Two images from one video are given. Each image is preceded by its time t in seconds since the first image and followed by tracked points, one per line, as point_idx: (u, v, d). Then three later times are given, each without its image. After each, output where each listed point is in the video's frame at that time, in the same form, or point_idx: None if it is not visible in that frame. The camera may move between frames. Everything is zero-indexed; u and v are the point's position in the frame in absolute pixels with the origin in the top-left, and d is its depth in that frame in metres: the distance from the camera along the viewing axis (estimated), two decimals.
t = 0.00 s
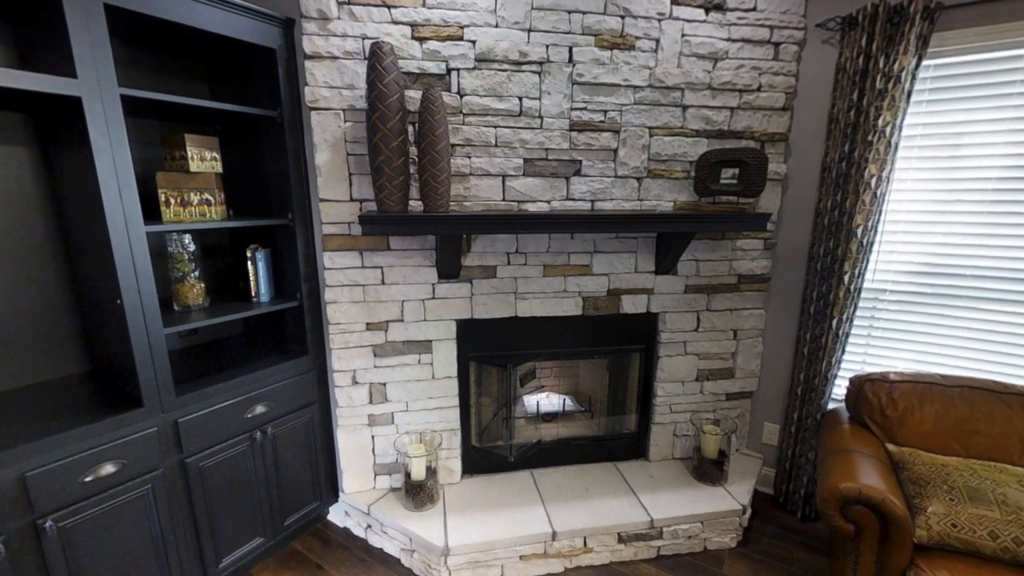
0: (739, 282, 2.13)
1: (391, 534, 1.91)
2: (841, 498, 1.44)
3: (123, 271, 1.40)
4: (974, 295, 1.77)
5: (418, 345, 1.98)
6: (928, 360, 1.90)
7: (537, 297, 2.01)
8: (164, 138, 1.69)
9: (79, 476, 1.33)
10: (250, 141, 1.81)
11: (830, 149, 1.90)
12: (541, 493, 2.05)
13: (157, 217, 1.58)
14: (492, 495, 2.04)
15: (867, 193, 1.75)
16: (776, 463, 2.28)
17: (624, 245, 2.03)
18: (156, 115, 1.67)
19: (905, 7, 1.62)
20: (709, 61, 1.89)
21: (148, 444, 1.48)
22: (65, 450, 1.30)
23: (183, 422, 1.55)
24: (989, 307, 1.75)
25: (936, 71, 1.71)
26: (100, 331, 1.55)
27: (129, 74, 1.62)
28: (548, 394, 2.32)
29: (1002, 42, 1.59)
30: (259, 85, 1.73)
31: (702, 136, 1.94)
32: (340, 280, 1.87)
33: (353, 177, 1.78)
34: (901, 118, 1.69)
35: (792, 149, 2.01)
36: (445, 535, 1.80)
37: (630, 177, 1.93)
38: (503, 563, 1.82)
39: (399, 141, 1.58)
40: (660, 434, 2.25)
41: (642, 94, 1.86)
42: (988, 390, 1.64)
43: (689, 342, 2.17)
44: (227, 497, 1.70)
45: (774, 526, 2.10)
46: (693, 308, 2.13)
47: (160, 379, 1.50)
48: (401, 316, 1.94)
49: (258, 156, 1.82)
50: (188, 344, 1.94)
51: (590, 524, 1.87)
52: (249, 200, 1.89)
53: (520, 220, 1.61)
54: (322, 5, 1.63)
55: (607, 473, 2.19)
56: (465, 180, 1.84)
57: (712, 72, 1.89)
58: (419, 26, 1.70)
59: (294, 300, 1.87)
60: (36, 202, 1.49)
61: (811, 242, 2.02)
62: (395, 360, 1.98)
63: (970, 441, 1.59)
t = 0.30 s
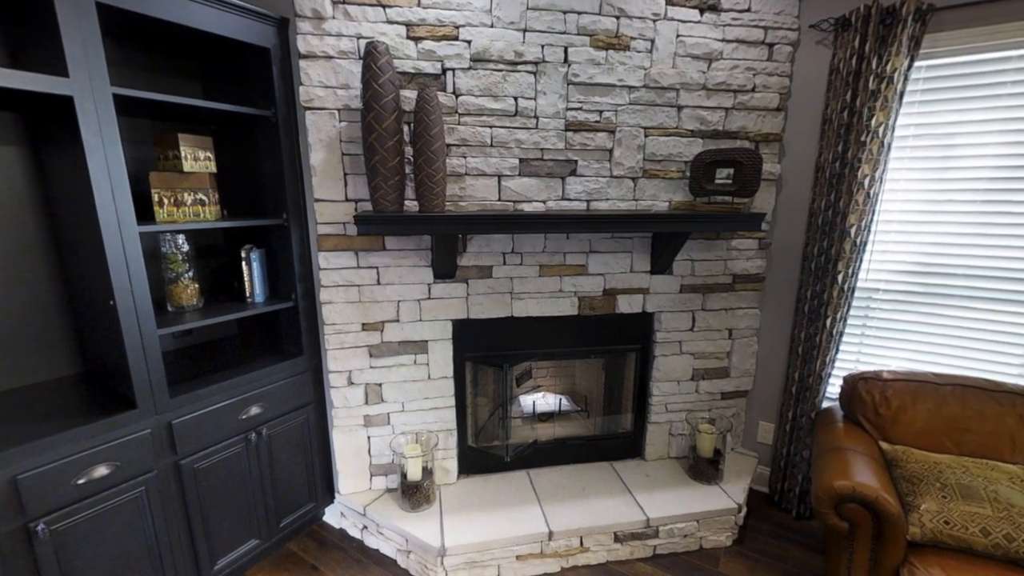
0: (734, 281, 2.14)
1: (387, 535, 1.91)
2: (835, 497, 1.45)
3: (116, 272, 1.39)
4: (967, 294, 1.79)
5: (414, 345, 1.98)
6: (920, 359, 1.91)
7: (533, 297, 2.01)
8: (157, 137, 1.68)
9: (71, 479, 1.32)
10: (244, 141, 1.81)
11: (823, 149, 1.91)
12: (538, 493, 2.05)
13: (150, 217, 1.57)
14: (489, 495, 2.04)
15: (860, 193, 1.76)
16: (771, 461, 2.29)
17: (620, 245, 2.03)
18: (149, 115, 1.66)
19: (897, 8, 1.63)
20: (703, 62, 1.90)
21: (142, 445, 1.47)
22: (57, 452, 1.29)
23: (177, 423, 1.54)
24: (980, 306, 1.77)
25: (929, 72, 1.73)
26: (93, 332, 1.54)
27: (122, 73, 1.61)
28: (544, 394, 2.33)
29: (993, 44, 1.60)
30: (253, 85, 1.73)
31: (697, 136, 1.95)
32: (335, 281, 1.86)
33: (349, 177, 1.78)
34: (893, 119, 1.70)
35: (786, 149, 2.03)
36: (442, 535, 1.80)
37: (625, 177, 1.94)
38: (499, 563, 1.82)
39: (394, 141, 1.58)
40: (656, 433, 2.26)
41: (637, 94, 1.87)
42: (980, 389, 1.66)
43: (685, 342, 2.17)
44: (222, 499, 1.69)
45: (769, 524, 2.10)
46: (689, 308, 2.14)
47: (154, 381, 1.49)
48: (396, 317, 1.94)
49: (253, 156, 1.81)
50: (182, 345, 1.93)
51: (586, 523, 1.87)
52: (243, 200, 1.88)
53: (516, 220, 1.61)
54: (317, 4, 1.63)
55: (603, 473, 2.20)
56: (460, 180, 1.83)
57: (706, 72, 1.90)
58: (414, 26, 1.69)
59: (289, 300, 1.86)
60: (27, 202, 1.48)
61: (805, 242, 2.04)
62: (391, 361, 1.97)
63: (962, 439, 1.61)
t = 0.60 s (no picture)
0: (732, 281, 2.15)
1: (385, 535, 1.91)
2: (833, 496, 1.45)
3: (113, 272, 1.39)
4: (964, 294, 1.79)
5: (412, 345, 1.98)
6: (918, 358, 1.92)
7: (531, 297, 2.01)
8: (154, 137, 1.68)
9: (68, 480, 1.31)
10: (242, 141, 1.80)
11: (821, 149, 1.92)
12: (536, 493, 2.05)
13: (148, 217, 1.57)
14: (488, 495, 2.04)
15: (857, 194, 1.77)
16: (769, 461, 2.29)
17: (618, 245, 2.04)
18: (147, 115, 1.66)
19: (895, 9, 1.64)
20: (701, 62, 1.90)
21: (140, 446, 1.46)
22: (53, 453, 1.28)
23: (175, 424, 1.54)
24: (978, 306, 1.78)
25: (927, 73, 1.73)
26: (90, 332, 1.53)
27: (120, 73, 1.60)
28: (543, 394, 2.33)
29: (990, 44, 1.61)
30: (251, 85, 1.72)
31: (695, 136, 1.95)
32: (333, 281, 1.86)
33: (347, 177, 1.78)
34: (890, 120, 1.70)
35: (784, 149, 2.03)
36: (440, 535, 1.80)
37: (623, 177, 1.94)
38: (498, 563, 1.82)
39: (392, 141, 1.58)
40: (654, 433, 2.26)
41: (636, 94, 1.87)
42: (977, 388, 1.66)
43: (683, 342, 2.18)
44: (220, 499, 1.68)
45: (766, 524, 2.11)
46: (687, 308, 2.14)
47: (151, 381, 1.48)
48: (395, 317, 1.94)
49: (251, 157, 1.81)
50: (181, 345, 1.92)
51: (584, 524, 1.87)
52: (241, 200, 1.88)
53: (514, 220, 1.61)
54: (315, 4, 1.62)
55: (602, 472, 2.20)
56: (459, 180, 1.83)
57: (704, 73, 1.90)
58: (412, 26, 1.69)
59: (287, 300, 1.86)
60: (24, 202, 1.47)
61: (803, 241, 2.04)
62: (389, 361, 1.97)
63: (960, 438, 1.61)
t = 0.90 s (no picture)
0: (731, 281, 2.15)
1: (384, 535, 1.90)
2: (831, 495, 1.46)
3: (111, 272, 1.38)
4: (962, 294, 1.80)
5: (411, 345, 1.98)
6: (916, 358, 1.92)
7: (530, 297, 2.01)
8: (152, 137, 1.67)
9: (67, 480, 1.31)
10: (241, 141, 1.80)
11: (820, 149, 1.92)
12: (536, 493, 2.05)
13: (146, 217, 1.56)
14: (487, 495, 2.04)
15: (856, 193, 1.77)
16: (768, 460, 2.29)
17: (617, 245, 2.04)
18: (146, 115, 1.66)
19: (893, 9, 1.64)
20: (700, 62, 1.90)
21: (139, 446, 1.46)
22: (51, 453, 1.28)
23: (173, 424, 1.54)
24: (976, 306, 1.78)
25: (925, 73, 1.73)
26: (89, 333, 1.53)
27: (118, 72, 1.60)
28: (542, 394, 2.33)
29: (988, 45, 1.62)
30: (250, 85, 1.72)
31: (694, 137, 1.95)
32: (332, 281, 1.86)
33: (346, 177, 1.78)
34: (888, 120, 1.71)
35: (783, 149, 2.03)
36: (439, 535, 1.80)
37: (622, 177, 1.94)
38: (497, 563, 1.82)
39: (391, 141, 1.57)
40: (653, 433, 2.26)
41: (635, 94, 1.87)
42: (976, 388, 1.67)
43: (682, 341, 2.18)
44: (218, 500, 1.68)
45: (765, 524, 2.11)
46: (686, 308, 2.14)
47: (150, 381, 1.48)
48: (393, 317, 1.94)
49: (249, 157, 1.81)
50: (179, 345, 1.92)
51: (584, 524, 1.87)
52: (240, 200, 1.88)
53: (513, 220, 1.61)
54: (314, 4, 1.62)
55: (601, 472, 2.20)
56: (458, 180, 1.83)
57: (703, 73, 1.91)
58: (411, 26, 1.69)
59: (286, 300, 1.85)
60: (22, 202, 1.47)
61: (802, 241, 2.04)
62: (388, 361, 1.97)
63: (958, 438, 1.61)
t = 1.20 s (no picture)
0: (730, 281, 2.15)
1: (384, 535, 1.90)
2: (830, 495, 1.46)
3: (110, 272, 1.38)
4: (960, 294, 1.80)
5: (410, 345, 1.98)
6: (915, 358, 1.93)
7: (530, 297, 2.01)
8: (151, 137, 1.67)
9: (66, 480, 1.31)
10: (240, 142, 1.80)
11: (819, 149, 1.92)
12: (535, 493, 2.05)
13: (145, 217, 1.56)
14: (486, 495, 2.04)
15: (854, 193, 1.78)
16: (767, 460, 2.29)
17: (616, 245, 2.04)
18: (145, 115, 1.65)
19: (892, 10, 1.64)
20: (699, 62, 1.90)
21: (138, 446, 1.46)
22: (50, 454, 1.27)
23: (173, 424, 1.54)
24: (975, 305, 1.78)
25: (924, 73, 1.73)
26: (87, 332, 1.53)
27: (117, 72, 1.60)
28: (541, 394, 2.33)
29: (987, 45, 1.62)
30: (249, 85, 1.72)
31: (693, 137, 1.95)
32: (332, 281, 1.86)
33: (345, 177, 1.77)
34: (887, 120, 1.71)
35: (782, 149, 2.03)
36: (439, 535, 1.79)
37: (622, 177, 1.94)
38: (496, 563, 1.82)
39: (390, 141, 1.57)
40: (653, 433, 2.26)
41: (634, 94, 1.87)
42: (975, 387, 1.67)
43: (682, 341, 2.18)
44: (217, 500, 1.68)
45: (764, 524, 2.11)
46: (685, 307, 2.15)
47: (149, 381, 1.48)
48: (393, 317, 1.94)
49: (249, 157, 1.81)
50: (178, 346, 1.92)
51: (583, 524, 1.87)
52: (239, 200, 1.87)
53: (513, 219, 1.61)
54: (313, 4, 1.62)
55: (600, 472, 2.20)
56: (457, 180, 1.83)
57: (702, 73, 1.91)
58: (410, 25, 1.69)
59: (285, 301, 1.85)
60: (21, 202, 1.47)
61: (801, 241, 2.04)
62: (388, 361, 1.97)
63: (957, 437, 1.62)
